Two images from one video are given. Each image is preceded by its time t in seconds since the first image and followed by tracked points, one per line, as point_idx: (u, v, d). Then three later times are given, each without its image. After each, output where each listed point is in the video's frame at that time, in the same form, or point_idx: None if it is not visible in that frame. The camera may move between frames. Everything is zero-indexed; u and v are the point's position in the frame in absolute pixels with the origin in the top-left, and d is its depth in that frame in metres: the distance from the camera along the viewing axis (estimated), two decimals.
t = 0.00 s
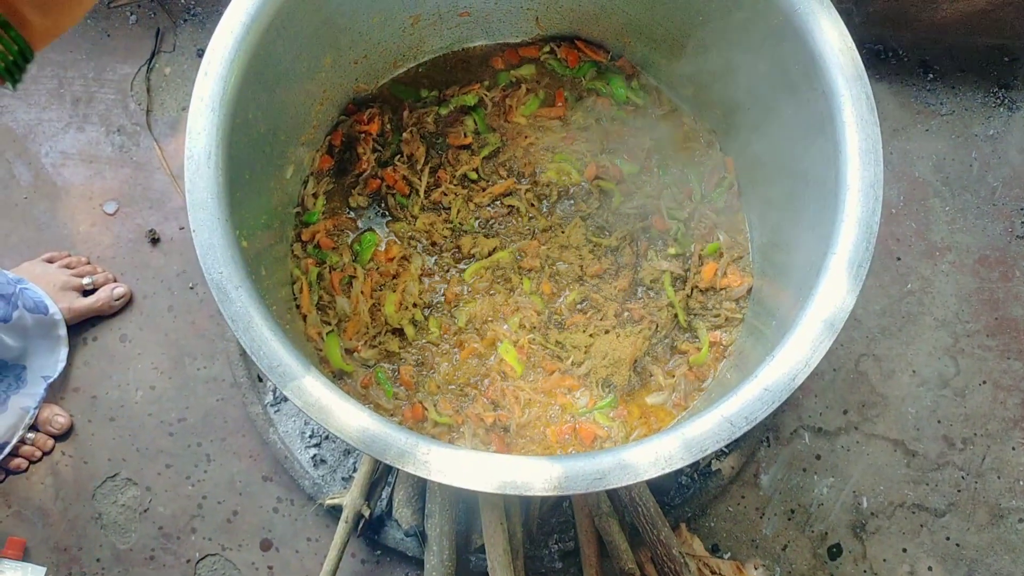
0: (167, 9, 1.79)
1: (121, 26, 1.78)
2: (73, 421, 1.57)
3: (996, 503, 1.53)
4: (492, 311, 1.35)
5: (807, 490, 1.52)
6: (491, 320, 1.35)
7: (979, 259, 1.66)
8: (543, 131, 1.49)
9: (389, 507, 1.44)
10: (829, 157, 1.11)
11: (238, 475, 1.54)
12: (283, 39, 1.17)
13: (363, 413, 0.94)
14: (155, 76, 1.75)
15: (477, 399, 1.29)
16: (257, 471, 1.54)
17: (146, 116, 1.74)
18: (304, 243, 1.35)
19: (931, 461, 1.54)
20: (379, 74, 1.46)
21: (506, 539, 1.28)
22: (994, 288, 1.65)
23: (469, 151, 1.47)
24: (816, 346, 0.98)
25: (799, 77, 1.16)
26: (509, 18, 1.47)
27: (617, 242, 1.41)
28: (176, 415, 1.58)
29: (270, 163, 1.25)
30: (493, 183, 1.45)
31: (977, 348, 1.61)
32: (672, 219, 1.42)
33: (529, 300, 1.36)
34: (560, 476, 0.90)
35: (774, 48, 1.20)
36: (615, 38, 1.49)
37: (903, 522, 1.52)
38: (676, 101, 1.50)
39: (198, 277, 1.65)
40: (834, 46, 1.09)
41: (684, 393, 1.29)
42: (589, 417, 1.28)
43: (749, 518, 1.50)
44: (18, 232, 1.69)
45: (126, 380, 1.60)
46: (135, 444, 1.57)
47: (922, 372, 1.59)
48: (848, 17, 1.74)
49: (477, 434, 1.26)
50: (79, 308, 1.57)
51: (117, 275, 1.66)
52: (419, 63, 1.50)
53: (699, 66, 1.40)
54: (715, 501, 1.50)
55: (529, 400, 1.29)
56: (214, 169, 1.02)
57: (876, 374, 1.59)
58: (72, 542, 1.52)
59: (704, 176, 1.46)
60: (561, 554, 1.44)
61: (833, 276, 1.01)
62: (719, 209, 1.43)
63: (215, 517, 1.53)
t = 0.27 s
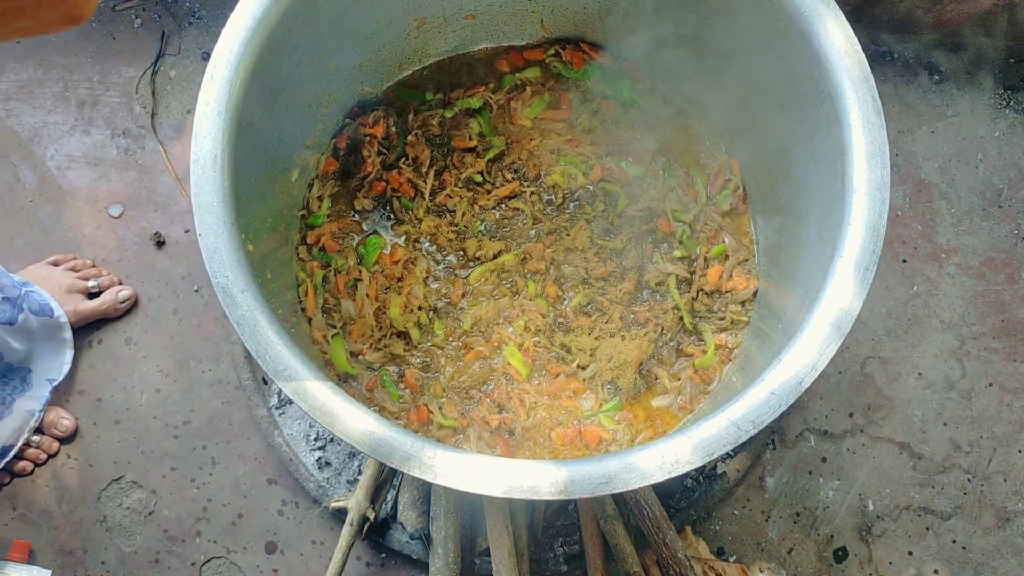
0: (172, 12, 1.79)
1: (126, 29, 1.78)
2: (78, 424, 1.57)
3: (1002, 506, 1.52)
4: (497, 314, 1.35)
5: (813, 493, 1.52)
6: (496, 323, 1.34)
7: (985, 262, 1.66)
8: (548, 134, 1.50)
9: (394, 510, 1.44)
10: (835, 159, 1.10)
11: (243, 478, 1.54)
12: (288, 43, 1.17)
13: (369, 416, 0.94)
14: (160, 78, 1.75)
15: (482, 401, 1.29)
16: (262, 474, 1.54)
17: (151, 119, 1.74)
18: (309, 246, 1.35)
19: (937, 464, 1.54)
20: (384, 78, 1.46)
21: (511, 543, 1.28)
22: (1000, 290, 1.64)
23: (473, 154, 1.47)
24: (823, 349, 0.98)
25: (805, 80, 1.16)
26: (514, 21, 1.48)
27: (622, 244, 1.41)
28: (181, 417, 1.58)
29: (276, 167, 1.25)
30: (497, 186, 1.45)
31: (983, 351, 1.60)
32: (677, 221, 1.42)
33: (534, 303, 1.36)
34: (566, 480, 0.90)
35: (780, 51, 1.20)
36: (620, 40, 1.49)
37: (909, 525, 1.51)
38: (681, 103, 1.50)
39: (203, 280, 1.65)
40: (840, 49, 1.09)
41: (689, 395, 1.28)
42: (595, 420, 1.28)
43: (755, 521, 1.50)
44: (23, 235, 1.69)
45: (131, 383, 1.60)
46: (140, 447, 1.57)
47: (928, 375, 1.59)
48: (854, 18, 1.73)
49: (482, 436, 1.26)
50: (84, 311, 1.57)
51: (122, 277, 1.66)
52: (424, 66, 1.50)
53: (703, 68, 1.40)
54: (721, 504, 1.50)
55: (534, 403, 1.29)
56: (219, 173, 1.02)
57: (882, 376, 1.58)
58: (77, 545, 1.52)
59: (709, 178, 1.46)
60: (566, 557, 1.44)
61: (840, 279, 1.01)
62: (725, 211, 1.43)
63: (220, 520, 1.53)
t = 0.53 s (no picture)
0: (174, 13, 1.79)
1: (127, 30, 1.78)
2: (77, 426, 1.57)
3: (1002, 511, 1.52)
4: (497, 317, 1.35)
5: (813, 497, 1.52)
6: (497, 326, 1.34)
7: (985, 266, 1.66)
8: (549, 137, 1.50)
9: (393, 513, 1.44)
10: (837, 163, 1.10)
11: (242, 480, 1.54)
12: (290, 45, 1.17)
13: (370, 419, 0.93)
14: (161, 80, 1.75)
15: (483, 404, 1.29)
16: (262, 476, 1.54)
17: (152, 120, 1.74)
18: (310, 248, 1.35)
19: (937, 468, 1.54)
20: (386, 80, 1.46)
21: (511, 546, 1.28)
22: (1000, 295, 1.64)
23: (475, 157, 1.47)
24: (825, 354, 0.97)
25: (807, 84, 1.16)
26: (516, 24, 1.48)
27: (623, 248, 1.41)
28: (181, 419, 1.58)
29: (277, 168, 1.25)
30: (499, 189, 1.45)
31: (983, 355, 1.60)
32: (678, 225, 1.43)
33: (535, 306, 1.36)
34: (567, 484, 0.90)
35: (782, 55, 1.20)
36: (622, 44, 1.49)
37: (909, 530, 1.51)
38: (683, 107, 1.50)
39: (203, 281, 1.65)
40: (843, 53, 1.09)
41: (690, 400, 1.28)
42: (596, 423, 1.27)
43: (754, 525, 1.50)
44: (23, 235, 1.69)
45: (131, 385, 1.60)
46: (139, 449, 1.56)
47: (928, 379, 1.59)
48: (855, 23, 1.74)
49: (483, 439, 1.26)
50: (85, 312, 1.57)
51: (122, 279, 1.66)
52: (425, 68, 1.50)
53: (705, 71, 1.40)
54: (721, 508, 1.50)
55: (535, 406, 1.29)
56: (221, 174, 1.02)
57: (882, 380, 1.58)
58: (76, 547, 1.51)
59: (710, 182, 1.46)
60: (565, 560, 1.44)
61: (842, 283, 1.01)
62: (727, 215, 1.43)
63: (219, 522, 1.52)
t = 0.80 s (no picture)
0: (173, 10, 1.79)
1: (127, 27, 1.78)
2: (76, 423, 1.57)
3: (1001, 510, 1.52)
4: (497, 315, 1.35)
5: (812, 495, 1.51)
6: (497, 324, 1.34)
7: (985, 265, 1.66)
8: (549, 135, 1.50)
9: (393, 511, 1.44)
10: (837, 162, 1.10)
11: (241, 478, 1.54)
12: (291, 43, 1.17)
13: (369, 416, 0.93)
14: (161, 77, 1.75)
15: (482, 402, 1.29)
16: (261, 474, 1.54)
17: (152, 118, 1.74)
18: (310, 246, 1.35)
19: (937, 467, 1.54)
20: (385, 77, 1.46)
21: (510, 544, 1.28)
22: (1000, 293, 1.64)
23: (475, 155, 1.46)
24: (824, 352, 0.97)
25: (807, 82, 1.16)
26: (516, 22, 1.47)
27: (623, 246, 1.41)
28: (181, 417, 1.58)
29: (277, 166, 1.25)
30: (499, 186, 1.45)
31: (982, 354, 1.60)
32: (678, 223, 1.43)
33: (534, 304, 1.36)
34: (566, 481, 0.90)
35: (783, 53, 1.20)
36: (622, 42, 1.49)
37: (908, 528, 1.51)
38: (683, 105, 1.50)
39: (203, 279, 1.65)
40: (843, 51, 1.09)
41: (690, 398, 1.28)
42: (595, 421, 1.27)
43: (754, 523, 1.50)
44: (23, 233, 1.69)
45: (131, 382, 1.60)
46: (138, 446, 1.56)
47: (928, 378, 1.59)
48: (855, 21, 1.73)
49: (483, 438, 1.26)
50: (85, 310, 1.57)
51: (122, 276, 1.66)
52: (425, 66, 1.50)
53: (705, 70, 1.40)
54: (720, 506, 1.50)
55: (535, 404, 1.29)
56: (221, 171, 1.02)
57: (882, 379, 1.58)
58: (75, 544, 1.52)
59: (710, 180, 1.46)
60: (565, 558, 1.44)
61: (842, 281, 1.01)
62: (727, 213, 1.43)
63: (219, 520, 1.53)
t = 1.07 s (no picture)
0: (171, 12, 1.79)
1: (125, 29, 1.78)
2: (75, 426, 1.57)
3: (1001, 509, 1.52)
4: (496, 316, 1.35)
5: (812, 496, 1.51)
6: (496, 325, 1.34)
7: (983, 264, 1.66)
8: (547, 136, 1.49)
9: (392, 513, 1.44)
10: (835, 162, 1.10)
11: (241, 479, 1.54)
12: (289, 45, 1.18)
13: (367, 418, 0.93)
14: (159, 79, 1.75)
15: (481, 403, 1.29)
16: (261, 476, 1.54)
17: (151, 120, 1.74)
18: (309, 247, 1.35)
19: (936, 466, 1.54)
20: (383, 78, 1.47)
21: (510, 544, 1.28)
22: (998, 293, 1.64)
23: (473, 156, 1.46)
24: (823, 351, 0.97)
25: (805, 82, 1.16)
26: (514, 22, 1.48)
27: (621, 247, 1.41)
28: (180, 419, 1.58)
29: (276, 167, 1.25)
30: (497, 187, 1.45)
31: (982, 353, 1.60)
32: (676, 224, 1.43)
33: (533, 305, 1.36)
34: (564, 482, 0.90)
35: (780, 53, 1.20)
36: (620, 43, 1.49)
37: (908, 528, 1.51)
38: (682, 105, 1.51)
39: (201, 281, 1.65)
40: (841, 51, 1.09)
41: (689, 398, 1.28)
42: (594, 422, 1.27)
43: (753, 523, 1.50)
44: (21, 235, 1.69)
45: (130, 385, 1.60)
46: (138, 448, 1.56)
47: (927, 377, 1.59)
48: (853, 21, 1.73)
49: (482, 439, 1.26)
50: (84, 313, 1.57)
51: (121, 279, 1.66)
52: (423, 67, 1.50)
53: (702, 70, 1.41)
54: (720, 506, 1.50)
55: (534, 404, 1.28)
56: (219, 173, 1.02)
57: (881, 379, 1.58)
58: (75, 546, 1.51)
59: (709, 180, 1.46)
60: (564, 559, 1.44)
61: (839, 281, 1.01)
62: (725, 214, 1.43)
63: (218, 522, 1.52)
